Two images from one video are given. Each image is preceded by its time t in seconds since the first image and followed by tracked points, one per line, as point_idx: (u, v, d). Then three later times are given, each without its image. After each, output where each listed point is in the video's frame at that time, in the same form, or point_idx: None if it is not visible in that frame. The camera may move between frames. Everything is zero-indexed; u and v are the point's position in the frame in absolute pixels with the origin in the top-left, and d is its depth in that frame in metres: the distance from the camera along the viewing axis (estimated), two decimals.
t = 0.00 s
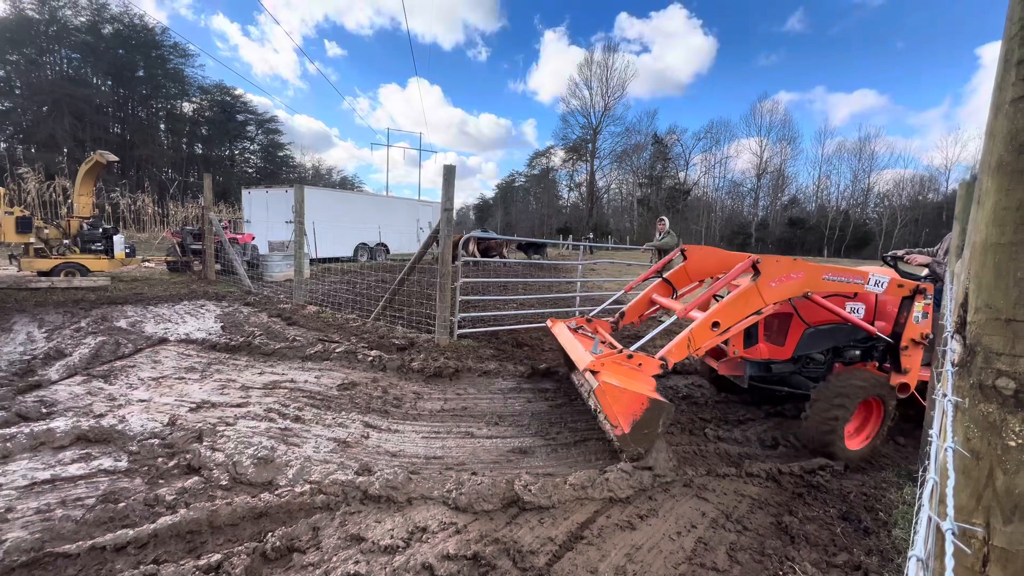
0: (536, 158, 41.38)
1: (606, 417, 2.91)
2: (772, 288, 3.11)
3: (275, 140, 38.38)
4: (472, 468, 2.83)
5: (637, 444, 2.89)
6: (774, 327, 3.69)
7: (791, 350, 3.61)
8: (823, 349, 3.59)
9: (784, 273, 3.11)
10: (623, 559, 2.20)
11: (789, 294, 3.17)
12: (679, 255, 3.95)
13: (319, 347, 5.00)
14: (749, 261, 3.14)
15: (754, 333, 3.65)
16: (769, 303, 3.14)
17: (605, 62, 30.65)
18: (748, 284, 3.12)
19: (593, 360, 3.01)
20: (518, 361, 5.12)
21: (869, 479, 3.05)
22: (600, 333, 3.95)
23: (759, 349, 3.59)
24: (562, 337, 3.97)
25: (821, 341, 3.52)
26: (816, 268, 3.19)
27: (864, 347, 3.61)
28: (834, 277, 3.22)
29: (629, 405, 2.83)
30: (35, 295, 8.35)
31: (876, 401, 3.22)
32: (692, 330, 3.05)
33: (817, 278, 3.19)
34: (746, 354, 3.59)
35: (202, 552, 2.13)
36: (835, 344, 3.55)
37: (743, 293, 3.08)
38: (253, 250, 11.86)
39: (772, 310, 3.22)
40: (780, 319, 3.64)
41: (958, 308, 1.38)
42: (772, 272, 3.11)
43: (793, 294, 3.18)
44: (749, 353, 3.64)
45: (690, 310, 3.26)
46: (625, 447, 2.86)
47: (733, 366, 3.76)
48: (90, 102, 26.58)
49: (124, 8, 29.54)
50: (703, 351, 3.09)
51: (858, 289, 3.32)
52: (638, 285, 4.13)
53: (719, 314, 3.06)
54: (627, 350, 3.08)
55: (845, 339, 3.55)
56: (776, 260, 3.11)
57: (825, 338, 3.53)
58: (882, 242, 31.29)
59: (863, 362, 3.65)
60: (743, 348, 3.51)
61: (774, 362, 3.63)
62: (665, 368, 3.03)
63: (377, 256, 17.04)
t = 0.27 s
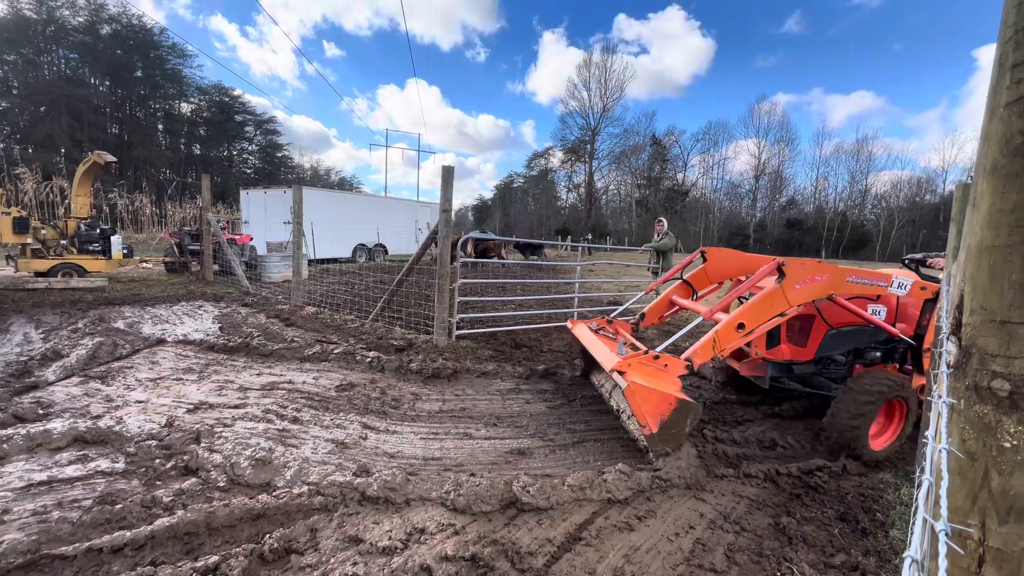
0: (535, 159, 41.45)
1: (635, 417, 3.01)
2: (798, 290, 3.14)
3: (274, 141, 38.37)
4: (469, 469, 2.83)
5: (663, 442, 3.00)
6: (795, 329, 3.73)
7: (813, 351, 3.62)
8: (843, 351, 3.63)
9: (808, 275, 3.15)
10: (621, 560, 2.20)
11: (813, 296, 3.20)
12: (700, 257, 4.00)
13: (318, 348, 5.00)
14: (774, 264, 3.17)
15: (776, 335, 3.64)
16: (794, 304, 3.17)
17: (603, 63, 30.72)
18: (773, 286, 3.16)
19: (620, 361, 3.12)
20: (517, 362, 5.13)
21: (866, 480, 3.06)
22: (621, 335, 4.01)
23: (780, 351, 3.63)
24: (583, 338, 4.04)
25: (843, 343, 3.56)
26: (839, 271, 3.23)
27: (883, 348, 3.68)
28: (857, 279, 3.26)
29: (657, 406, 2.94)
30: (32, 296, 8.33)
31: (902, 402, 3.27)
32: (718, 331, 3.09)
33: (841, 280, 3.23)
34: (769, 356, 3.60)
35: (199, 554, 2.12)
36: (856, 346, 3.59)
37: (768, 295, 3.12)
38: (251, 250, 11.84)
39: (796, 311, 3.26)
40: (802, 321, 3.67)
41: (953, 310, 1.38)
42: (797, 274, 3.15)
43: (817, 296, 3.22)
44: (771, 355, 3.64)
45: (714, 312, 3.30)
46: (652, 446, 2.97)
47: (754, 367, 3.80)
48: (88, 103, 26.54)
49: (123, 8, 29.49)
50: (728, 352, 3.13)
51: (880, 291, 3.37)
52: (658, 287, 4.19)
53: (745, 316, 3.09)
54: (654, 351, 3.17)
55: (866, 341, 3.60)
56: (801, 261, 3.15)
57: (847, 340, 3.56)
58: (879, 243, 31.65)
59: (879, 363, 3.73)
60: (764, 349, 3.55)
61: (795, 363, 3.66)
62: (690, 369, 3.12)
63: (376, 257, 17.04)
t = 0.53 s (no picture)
0: (531, 159, 41.50)
1: (661, 417, 3.03)
2: (821, 292, 3.21)
3: (268, 140, 38.19)
4: (464, 470, 2.82)
5: (691, 442, 3.01)
6: (814, 331, 3.78)
7: (831, 352, 3.67)
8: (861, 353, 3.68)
9: (831, 277, 3.21)
10: (617, 560, 2.21)
11: (835, 298, 3.26)
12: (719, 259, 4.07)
13: (313, 348, 4.98)
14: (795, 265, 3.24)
15: (795, 336, 3.71)
16: (816, 306, 3.23)
17: (599, 64, 30.80)
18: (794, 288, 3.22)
19: (645, 361, 3.15)
20: (513, 362, 5.13)
21: (860, 478, 3.08)
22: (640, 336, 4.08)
23: (799, 352, 3.68)
24: (602, 339, 4.09)
25: (861, 344, 3.59)
26: (861, 273, 3.29)
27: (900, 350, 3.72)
28: (878, 281, 3.32)
29: (684, 405, 2.95)
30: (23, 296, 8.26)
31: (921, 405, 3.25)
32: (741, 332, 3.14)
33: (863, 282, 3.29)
34: (788, 357, 3.66)
35: (193, 556, 2.11)
36: (873, 347, 3.63)
37: (790, 296, 3.17)
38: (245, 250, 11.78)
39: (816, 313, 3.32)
40: (821, 322, 3.73)
41: (945, 310, 1.38)
42: (818, 275, 3.21)
43: (839, 298, 3.28)
44: (790, 356, 3.71)
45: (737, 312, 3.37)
46: (680, 445, 2.98)
47: (772, 368, 3.78)
48: (80, 101, 26.32)
49: (115, 6, 29.27)
50: (750, 353, 3.19)
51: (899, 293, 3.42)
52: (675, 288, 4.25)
53: (768, 316, 3.16)
54: (678, 352, 3.21)
55: (883, 343, 3.64)
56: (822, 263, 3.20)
57: (865, 341, 3.60)
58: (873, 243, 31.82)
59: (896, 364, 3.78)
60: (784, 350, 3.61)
61: (814, 365, 3.71)
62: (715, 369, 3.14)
63: (371, 256, 16.99)
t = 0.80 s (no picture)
0: (521, 159, 41.52)
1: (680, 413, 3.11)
2: (832, 292, 3.33)
3: (255, 138, 37.73)
4: (454, 470, 2.82)
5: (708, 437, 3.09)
6: (823, 330, 3.89)
7: (839, 350, 3.76)
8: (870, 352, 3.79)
9: (842, 277, 3.33)
10: (608, 557, 2.22)
11: (845, 297, 3.39)
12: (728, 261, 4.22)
13: (301, 349, 4.93)
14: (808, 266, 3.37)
15: (805, 334, 3.82)
16: (827, 305, 3.36)
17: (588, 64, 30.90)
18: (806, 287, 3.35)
19: (663, 359, 3.24)
20: (504, 362, 5.13)
21: (845, 473, 3.13)
22: (653, 335, 4.19)
23: (808, 350, 3.77)
24: (615, 338, 4.19)
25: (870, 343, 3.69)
26: (870, 274, 3.42)
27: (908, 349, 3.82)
28: (887, 282, 3.44)
29: (703, 401, 3.04)
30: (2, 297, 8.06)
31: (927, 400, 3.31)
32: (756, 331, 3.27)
33: (872, 282, 3.41)
34: (798, 354, 3.77)
35: (180, 560, 2.08)
36: (881, 344, 3.68)
37: (803, 295, 3.30)
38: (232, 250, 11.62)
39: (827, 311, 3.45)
40: (830, 321, 3.83)
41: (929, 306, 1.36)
42: (830, 275, 3.34)
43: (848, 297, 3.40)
44: (800, 353, 3.79)
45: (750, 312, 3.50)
46: (698, 441, 3.05)
47: (783, 365, 3.89)
48: (60, 97, 25.76)
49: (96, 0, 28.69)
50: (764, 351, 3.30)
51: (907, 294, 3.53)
52: (686, 288, 4.39)
53: (781, 315, 3.28)
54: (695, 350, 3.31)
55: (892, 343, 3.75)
56: (833, 263, 3.33)
57: (874, 337, 3.66)
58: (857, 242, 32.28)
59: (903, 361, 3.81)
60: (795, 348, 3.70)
61: (823, 363, 3.82)
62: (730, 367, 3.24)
63: (360, 256, 16.87)
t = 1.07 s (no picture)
0: (503, 158, 41.52)
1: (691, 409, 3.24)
2: (834, 290, 3.43)
3: (231, 135, 36.88)
4: (438, 469, 2.80)
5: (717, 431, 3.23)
6: (822, 325, 4.01)
7: (838, 345, 3.90)
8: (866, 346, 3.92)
9: (844, 276, 3.42)
10: (591, 553, 2.23)
11: (846, 295, 3.49)
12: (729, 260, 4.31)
13: (280, 350, 4.84)
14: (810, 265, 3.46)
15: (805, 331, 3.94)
16: (828, 302, 3.46)
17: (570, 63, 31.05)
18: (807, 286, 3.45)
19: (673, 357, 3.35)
20: (487, 360, 5.13)
21: (820, 465, 3.22)
22: (657, 333, 4.28)
23: (809, 346, 3.87)
24: (620, 337, 4.26)
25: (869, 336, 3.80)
26: (870, 272, 3.52)
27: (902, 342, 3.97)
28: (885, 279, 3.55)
29: (711, 397, 3.17)
30: None
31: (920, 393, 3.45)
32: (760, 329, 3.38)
33: (871, 280, 3.51)
34: (798, 350, 3.88)
35: (154, 568, 2.03)
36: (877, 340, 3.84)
37: (805, 294, 3.40)
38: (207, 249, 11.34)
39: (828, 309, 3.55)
40: (829, 318, 3.96)
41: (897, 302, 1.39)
42: (831, 274, 3.43)
43: (848, 295, 3.50)
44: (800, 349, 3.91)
45: (755, 311, 3.60)
46: (708, 435, 3.19)
47: (783, 361, 4.06)
48: (23, 91, 24.77)
49: None
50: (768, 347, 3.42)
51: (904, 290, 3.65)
52: (688, 287, 4.46)
53: (784, 313, 3.38)
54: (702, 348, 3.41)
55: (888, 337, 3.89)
56: (835, 263, 3.42)
57: (871, 334, 3.81)
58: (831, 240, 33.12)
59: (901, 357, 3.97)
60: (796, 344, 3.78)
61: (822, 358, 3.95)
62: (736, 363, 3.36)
63: (341, 255, 16.64)
